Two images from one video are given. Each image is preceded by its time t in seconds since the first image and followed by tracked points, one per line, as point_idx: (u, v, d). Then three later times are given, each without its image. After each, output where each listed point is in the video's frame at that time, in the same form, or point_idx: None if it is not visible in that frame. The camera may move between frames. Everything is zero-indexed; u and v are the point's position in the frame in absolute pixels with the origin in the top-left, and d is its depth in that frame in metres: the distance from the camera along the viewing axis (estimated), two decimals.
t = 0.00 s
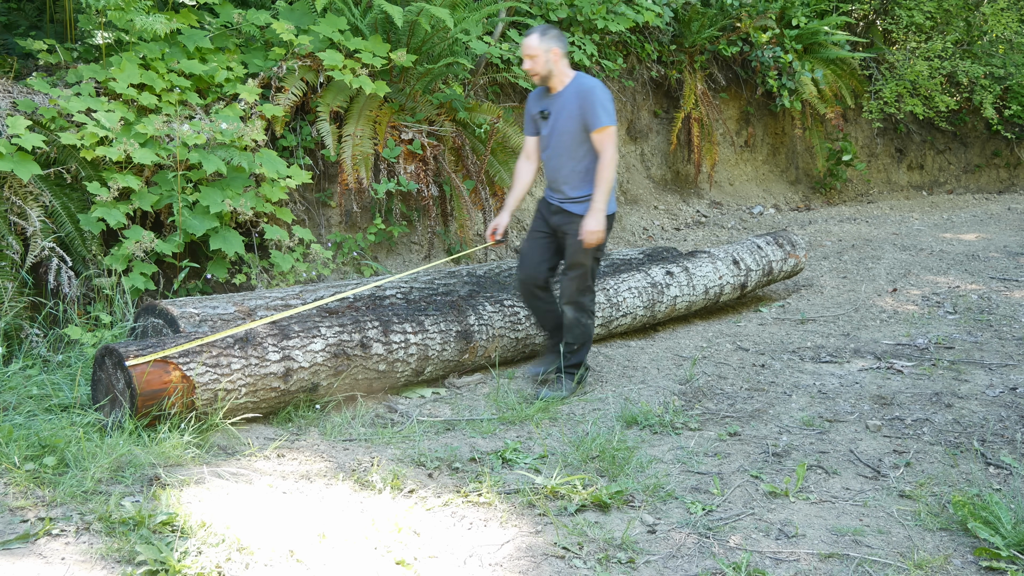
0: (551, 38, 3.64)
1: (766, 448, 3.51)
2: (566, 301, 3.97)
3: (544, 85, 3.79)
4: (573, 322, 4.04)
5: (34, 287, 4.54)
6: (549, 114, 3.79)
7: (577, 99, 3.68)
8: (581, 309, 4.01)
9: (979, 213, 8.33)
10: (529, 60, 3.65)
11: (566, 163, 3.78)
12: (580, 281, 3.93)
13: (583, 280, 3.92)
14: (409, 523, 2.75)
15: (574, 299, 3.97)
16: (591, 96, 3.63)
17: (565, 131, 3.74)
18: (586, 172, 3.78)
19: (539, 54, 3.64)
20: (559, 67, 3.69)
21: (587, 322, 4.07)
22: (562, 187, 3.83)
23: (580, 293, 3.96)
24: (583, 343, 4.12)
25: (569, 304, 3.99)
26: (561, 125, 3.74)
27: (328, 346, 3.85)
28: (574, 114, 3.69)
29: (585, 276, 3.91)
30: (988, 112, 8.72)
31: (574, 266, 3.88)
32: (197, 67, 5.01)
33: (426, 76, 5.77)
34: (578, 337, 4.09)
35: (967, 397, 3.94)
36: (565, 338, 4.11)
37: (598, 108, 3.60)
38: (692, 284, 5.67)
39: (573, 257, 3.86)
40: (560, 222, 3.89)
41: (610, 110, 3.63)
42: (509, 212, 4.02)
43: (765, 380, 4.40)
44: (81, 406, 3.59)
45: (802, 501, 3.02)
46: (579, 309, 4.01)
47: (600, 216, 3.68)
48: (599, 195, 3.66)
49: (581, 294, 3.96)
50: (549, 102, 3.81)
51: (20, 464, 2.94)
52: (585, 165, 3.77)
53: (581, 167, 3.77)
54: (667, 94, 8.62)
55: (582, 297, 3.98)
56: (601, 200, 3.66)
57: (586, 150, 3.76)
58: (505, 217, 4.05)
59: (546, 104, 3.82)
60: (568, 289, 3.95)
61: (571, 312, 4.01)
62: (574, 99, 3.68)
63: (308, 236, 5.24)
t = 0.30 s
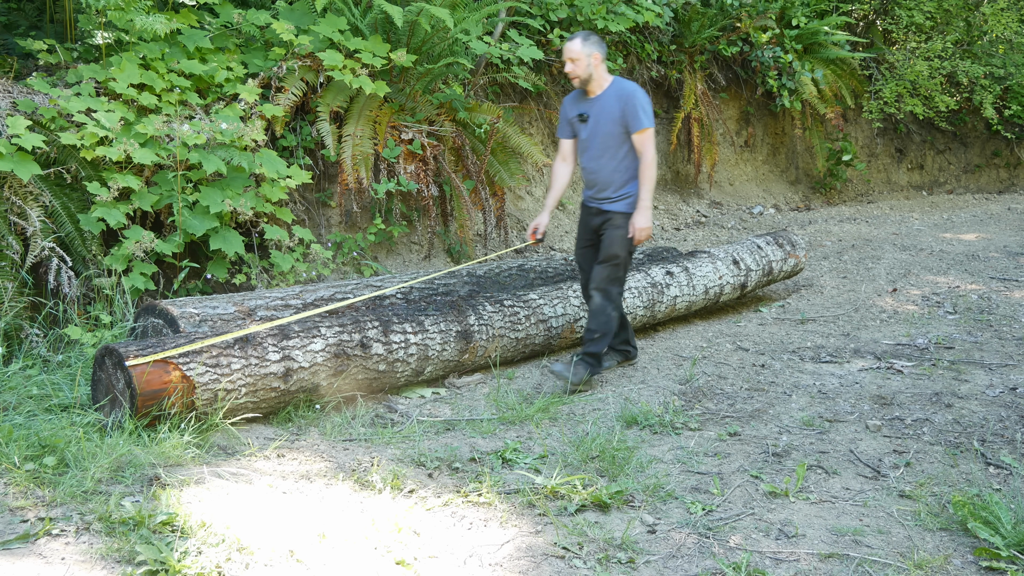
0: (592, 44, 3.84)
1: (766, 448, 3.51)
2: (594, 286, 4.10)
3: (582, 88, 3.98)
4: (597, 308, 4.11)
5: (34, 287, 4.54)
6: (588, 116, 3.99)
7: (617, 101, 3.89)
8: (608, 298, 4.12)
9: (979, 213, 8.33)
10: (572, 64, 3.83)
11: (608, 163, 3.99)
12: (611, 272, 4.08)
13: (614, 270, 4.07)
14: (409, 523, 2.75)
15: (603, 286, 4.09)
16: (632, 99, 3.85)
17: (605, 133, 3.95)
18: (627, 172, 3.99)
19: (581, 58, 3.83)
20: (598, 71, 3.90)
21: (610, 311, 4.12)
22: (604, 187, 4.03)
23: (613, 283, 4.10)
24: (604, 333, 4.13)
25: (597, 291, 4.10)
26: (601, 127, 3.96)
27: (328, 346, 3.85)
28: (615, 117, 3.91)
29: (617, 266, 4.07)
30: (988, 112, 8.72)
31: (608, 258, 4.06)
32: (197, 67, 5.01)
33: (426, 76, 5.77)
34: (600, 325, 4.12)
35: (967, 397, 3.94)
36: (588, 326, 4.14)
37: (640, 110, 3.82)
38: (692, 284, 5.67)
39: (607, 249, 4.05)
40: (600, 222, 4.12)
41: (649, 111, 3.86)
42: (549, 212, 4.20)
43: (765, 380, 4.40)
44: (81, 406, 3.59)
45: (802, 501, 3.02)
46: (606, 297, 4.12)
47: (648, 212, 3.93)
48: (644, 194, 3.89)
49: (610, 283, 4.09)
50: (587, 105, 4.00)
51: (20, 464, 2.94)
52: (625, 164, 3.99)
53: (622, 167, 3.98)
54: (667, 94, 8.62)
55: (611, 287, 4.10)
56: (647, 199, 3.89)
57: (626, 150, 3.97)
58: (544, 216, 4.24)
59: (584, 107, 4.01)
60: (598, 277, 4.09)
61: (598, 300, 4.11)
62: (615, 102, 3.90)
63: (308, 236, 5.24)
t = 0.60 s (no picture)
0: (632, 39, 4.06)
1: (766, 448, 3.51)
2: (643, 284, 4.36)
3: (622, 81, 4.20)
4: (655, 296, 4.46)
5: (34, 287, 4.54)
6: (626, 108, 4.20)
7: (654, 93, 4.09)
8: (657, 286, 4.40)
9: (979, 213, 8.33)
10: (612, 57, 4.06)
11: (642, 153, 4.18)
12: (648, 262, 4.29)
13: (651, 262, 4.28)
14: (409, 523, 2.75)
15: (648, 281, 4.34)
16: (667, 92, 4.04)
17: (641, 123, 4.15)
18: (660, 162, 4.18)
19: (621, 51, 4.05)
20: (638, 64, 4.11)
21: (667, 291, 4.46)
22: (638, 176, 4.23)
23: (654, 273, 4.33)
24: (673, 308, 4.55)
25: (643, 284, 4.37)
26: (637, 118, 4.16)
27: (328, 346, 3.85)
28: (650, 109, 4.11)
29: (653, 259, 4.27)
30: (988, 112, 8.72)
31: (641, 251, 4.27)
32: (197, 67, 5.01)
33: (426, 76, 5.77)
34: (667, 306, 4.52)
35: (967, 397, 3.93)
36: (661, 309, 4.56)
37: (673, 102, 4.01)
38: (692, 285, 5.66)
39: (640, 244, 4.26)
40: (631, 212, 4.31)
41: (684, 104, 4.05)
42: (588, 201, 4.43)
43: (765, 380, 4.40)
44: (81, 406, 3.59)
45: (802, 501, 3.02)
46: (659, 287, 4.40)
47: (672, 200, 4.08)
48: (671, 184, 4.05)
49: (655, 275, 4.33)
50: (625, 97, 4.21)
51: (20, 464, 2.94)
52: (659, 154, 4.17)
53: (655, 156, 4.17)
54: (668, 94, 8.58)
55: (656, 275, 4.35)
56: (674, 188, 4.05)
57: (660, 141, 4.15)
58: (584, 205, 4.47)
59: (623, 99, 4.23)
60: (639, 271, 4.34)
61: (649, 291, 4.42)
62: (651, 95, 4.10)
63: (308, 236, 5.24)
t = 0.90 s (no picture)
0: (673, 41, 4.25)
1: (766, 448, 3.51)
2: (686, 278, 4.63)
3: (662, 82, 4.41)
4: (693, 293, 4.73)
5: (33, 287, 4.54)
6: (665, 108, 4.41)
7: (690, 95, 4.28)
8: (698, 283, 4.68)
9: (979, 213, 8.33)
10: (652, 57, 4.26)
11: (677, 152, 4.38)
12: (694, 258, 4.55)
13: (697, 259, 4.54)
14: (409, 523, 2.75)
15: (692, 276, 4.62)
16: (701, 94, 4.22)
17: (677, 123, 4.35)
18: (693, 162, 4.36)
19: (661, 52, 4.25)
20: (677, 66, 4.30)
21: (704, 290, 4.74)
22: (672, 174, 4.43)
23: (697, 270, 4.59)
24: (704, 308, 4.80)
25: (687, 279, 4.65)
26: (675, 118, 4.36)
27: (328, 346, 3.85)
28: (686, 109, 4.30)
29: (699, 255, 4.53)
30: (988, 112, 8.72)
31: (688, 247, 4.50)
32: (197, 67, 5.01)
33: (426, 76, 5.77)
34: (700, 305, 4.78)
35: (967, 397, 3.94)
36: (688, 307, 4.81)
37: (707, 103, 4.19)
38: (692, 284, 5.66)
39: (688, 240, 4.47)
40: (672, 208, 4.50)
41: (718, 106, 4.22)
42: (623, 196, 4.67)
43: (765, 380, 4.40)
44: (81, 406, 3.59)
45: (802, 501, 3.02)
46: (696, 283, 4.69)
47: (698, 198, 4.25)
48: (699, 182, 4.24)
49: (698, 271, 4.60)
50: (665, 98, 4.42)
51: (20, 464, 2.94)
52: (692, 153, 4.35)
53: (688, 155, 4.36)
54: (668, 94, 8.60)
55: (699, 273, 4.62)
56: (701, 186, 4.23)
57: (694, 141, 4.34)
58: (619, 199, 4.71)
59: (663, 99, 4.44)
60: (685, 267, 4.59)
61: (690, 286, 4.69)
62: (688, 96, 4.29)
63: (309, 236, 5.24)
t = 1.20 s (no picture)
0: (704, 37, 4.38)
1: (766, 448, 3.51)
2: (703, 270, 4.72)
3: (691, 77, 4.53)
4: (708, 286, 4.79)
5: (33, 287, 4.54)
6: (694, 103, 4.52)
7: (721, 89, 4.41)
8: (715, 276, 4.75)
9: (979, 213, 8.33)
10: (683, 52, 4.38)
11: (708, 145, 4.49)
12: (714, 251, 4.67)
13: (719, 251, 4.66)
14: (409, 523, 2.75)
15: (710, 267, 4.71)
16: (733, 87, 4.36)
17: (708, 117, 4.47)
18: (725, 154, 4.48)
19: (691, 48, 4.38)
20: (706, 61, 4.43)
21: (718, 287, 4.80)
22: (703, 168, 4.53)
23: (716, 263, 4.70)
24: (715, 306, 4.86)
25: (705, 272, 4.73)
26: (704, 112, 4.48)
27: (328, 346, 3.85)
28: (718, 103, 4.43)
29: (721, 247, 4.64)
30: (988, 112, 8.72)
31: (712, 239, 4.62)
32: (197, 67, 5.01)
33: (426, 76, 5.77)
34: (711, 300, 4.83)
35: (967, 397, 3.94)
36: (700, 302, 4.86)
37: (741, 97, 4.33)
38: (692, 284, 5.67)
39: (711, 232, 4.60)
40: (697, 203, 4.61)
41: (749, 99, 4.37)
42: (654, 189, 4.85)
43: (765, 380, 4.40)
44: (81, 406, 3.59)
45: (802, 501, 3.02)
46: (713, 276, 4.76)
47: (741, 190, 4.40)
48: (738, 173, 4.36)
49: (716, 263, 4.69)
50: (693, 92, 4.54)
51: (20, 464, 2.94)
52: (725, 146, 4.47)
53: (721, 148, 4.48)
54: (667, 94, 8.62)
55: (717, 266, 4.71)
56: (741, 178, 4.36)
57: (725, 135, 4.47)
58: (650, 194, 4.87)
59: (691, 94, 4.55)
60: (705, 259, 4.69)
61: (707, 279, 4.76)
62: (718, 90, 4.42)
63: (308, 236, 5.25)
